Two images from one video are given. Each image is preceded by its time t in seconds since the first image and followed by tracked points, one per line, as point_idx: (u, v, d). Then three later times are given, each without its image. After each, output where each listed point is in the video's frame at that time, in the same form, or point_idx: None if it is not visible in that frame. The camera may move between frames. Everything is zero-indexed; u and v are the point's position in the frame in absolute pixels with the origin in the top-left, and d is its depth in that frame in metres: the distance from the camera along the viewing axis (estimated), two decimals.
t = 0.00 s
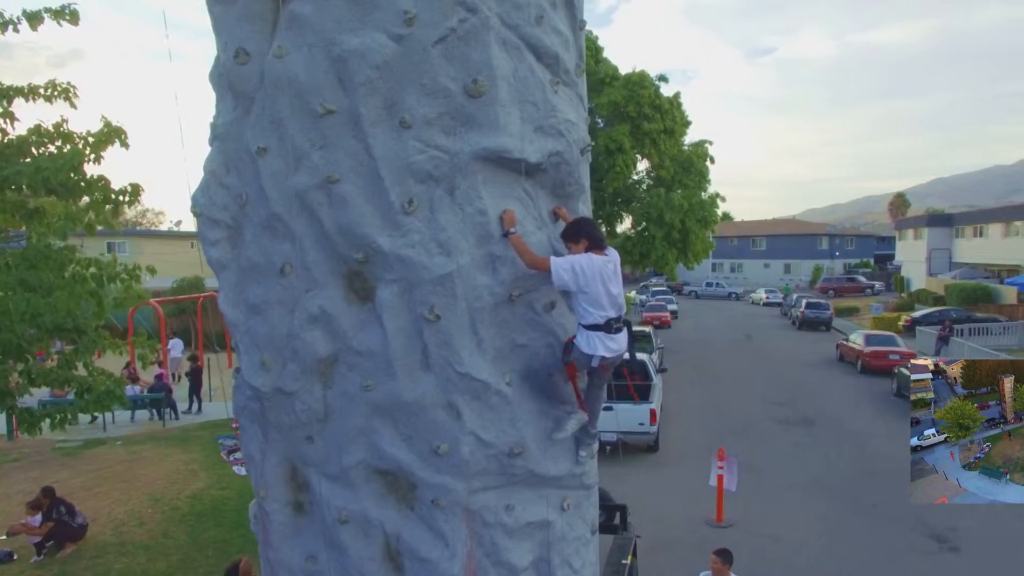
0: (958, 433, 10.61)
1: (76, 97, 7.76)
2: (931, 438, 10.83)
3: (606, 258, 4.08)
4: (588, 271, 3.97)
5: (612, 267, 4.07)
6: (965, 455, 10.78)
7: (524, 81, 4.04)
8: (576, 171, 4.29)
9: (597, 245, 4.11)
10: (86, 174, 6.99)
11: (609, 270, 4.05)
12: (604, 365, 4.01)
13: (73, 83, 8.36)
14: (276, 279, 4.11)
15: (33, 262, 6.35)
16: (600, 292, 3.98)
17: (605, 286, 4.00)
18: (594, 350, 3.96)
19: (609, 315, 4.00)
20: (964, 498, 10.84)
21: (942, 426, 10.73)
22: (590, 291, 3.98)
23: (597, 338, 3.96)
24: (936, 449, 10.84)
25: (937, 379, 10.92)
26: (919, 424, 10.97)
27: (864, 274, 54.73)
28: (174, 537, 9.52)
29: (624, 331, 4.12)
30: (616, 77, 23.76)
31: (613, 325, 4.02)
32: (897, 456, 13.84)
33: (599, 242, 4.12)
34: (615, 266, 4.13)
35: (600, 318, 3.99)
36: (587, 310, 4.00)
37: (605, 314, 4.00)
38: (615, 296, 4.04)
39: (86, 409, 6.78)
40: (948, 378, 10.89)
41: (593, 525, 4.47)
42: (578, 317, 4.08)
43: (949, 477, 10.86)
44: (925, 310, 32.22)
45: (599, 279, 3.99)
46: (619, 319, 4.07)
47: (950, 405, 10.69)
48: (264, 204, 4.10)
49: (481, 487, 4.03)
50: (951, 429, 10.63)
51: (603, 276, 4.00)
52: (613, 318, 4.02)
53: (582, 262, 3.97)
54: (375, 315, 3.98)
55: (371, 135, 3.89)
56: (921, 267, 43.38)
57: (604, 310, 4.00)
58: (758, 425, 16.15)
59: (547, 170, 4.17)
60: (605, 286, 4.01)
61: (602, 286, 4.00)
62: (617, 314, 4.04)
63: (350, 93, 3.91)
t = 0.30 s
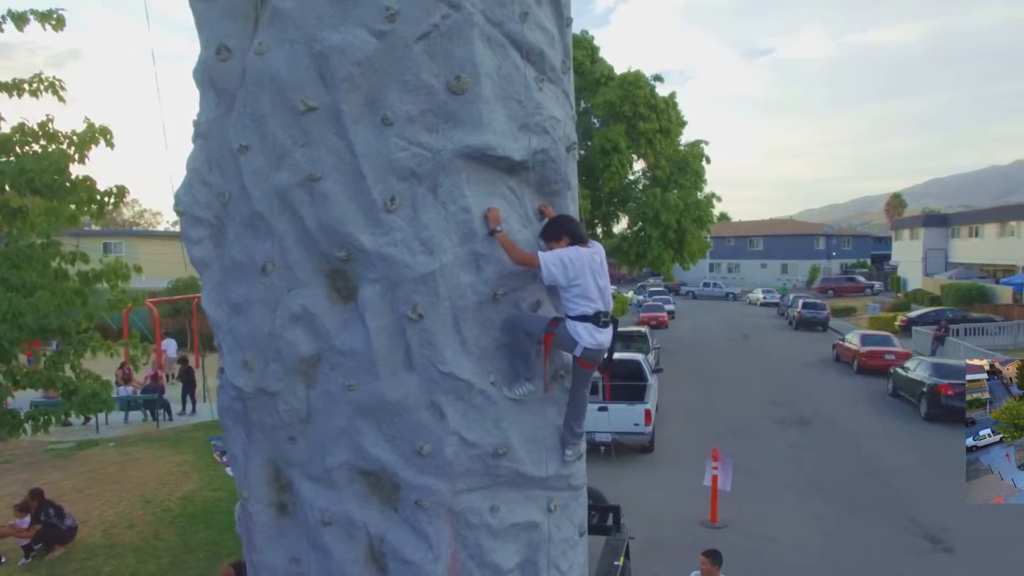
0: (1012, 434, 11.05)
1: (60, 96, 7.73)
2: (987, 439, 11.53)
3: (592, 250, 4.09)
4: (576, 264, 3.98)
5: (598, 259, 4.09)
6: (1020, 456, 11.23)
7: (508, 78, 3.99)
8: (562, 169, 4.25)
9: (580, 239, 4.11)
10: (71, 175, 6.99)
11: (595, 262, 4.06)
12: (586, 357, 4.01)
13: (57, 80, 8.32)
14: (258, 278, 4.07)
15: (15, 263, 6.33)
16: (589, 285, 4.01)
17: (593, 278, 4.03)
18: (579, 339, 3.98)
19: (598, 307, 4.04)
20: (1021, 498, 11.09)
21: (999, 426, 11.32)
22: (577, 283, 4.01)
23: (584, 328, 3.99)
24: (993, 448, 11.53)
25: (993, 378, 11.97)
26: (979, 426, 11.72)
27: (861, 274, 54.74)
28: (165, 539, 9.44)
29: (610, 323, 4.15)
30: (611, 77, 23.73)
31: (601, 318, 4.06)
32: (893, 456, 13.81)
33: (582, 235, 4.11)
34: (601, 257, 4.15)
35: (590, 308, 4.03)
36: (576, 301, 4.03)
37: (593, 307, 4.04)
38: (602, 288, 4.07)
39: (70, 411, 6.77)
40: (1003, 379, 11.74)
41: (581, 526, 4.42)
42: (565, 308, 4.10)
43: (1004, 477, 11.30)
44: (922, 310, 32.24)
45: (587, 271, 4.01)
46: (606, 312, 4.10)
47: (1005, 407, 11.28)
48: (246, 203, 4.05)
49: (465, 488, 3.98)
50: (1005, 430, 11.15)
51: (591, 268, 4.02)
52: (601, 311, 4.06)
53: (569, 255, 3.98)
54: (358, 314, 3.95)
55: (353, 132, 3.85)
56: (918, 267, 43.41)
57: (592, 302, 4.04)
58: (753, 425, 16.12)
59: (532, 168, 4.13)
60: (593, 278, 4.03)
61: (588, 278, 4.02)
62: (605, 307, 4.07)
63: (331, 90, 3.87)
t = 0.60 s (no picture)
0: None
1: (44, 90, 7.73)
2: None
3: (579, 249, 4.07)
4: (561, 260, 3.96)
5: (584, 258, 4.06)
6: None
7: (492, 72, 3.96)
8: (547, 164, 4.22)
9: (567, 236, 4.09)
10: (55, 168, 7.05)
11: (580, 261, 4.04)
12: (564, 353, 4.00)
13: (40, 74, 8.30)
14: (241, 274, 4.04)
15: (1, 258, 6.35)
16: (572, 282, 3.99)
17: (575, 276, 4.00)
18: (557, 335, 3.96)
19: (578, 305, 4.01)
20: None
21: None
22: (560, 279, 3.97)
23: (562, 325, 3.96)
24: None
25: None
26: None
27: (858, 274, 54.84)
28: (157, 539, 9.37)
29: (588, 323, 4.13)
30: (607, 77, 23.73)
31: (580, 316, 4.03)
32: (888, 455, 13.79)
33: (569, 233, 4.10)
34: (585, 256, 4.14)
35: (569, 306, 4.00)
36: (556, 297, 4.00)
37: (573, 305, 4.01)
38: (585, 287, 4.05)
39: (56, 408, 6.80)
40: None
41: (569, 524, 4.39)
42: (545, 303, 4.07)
43: None
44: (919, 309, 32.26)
45: (570, 270, 3.98)
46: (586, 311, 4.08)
47: None
48: (229, 198, 4.01)
49: (450, 485, 3.94)
50: None
51: (575, 267, 4.00)
52: (580, 309, 4.03)
53: (555, 251, 3.96)
54: (341, 310, 3.92)
55: (335, 127, 3.82)
56: (915, 267, 43.47)
57: (572, 300, 4.01)
58: (748, 425, 16.12)
59: (516, 163, 4.10)
60: (575, 277, 4.01)
61: (572, 276, 3.99)
62: (585, 305, 4.04)
63: (313, 85, 3.83)
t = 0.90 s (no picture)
0: None
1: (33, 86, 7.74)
2: None
3: (572, 233, 4.07)
4: (554, 242, 3.96)
5: (575, 242, 4.08)
6: None
7: (482, 65, 3.95)
8: (538, 158, 4.20)
9: (567, 219, 4.08)
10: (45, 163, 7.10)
11: (573, 245, 4.05)
12: (551, 332, 4.00)
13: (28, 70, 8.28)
14: (230, 267, 4.03)
15: None
16: (561, 264, 4.00)
17: (565, 259, 4.01)
18: (545, 315, 3.96)
19: (564, 285, 4.03)
20: None
21: None
22: (550, 260, 3.98)
23: (549, 305, 3.98)
24: None
25: None
26: None
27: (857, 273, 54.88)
28: (151, 537, 9.32)
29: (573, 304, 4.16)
30: (604, 76, 23.73)
31: (565, 295, 4.06)
32: (883, 453, 13.80)
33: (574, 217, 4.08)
34: (579, 240, 4.14)
35: (555, 286, 4.01)
36: (543, 277, 4.02)
37: (559, 285, 4.03)
38: (573, 270, 4.07)
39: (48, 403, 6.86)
40: None
41: (561, 520, 4.38)
42: (531, 282, 4.08)
43: None
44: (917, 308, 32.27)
45: (562, 252, 3.99)
46: (572, 293, 4.11)
47: None
48: (218, 191, 4.00)
49: (440, 479, 3.92)
50: None
51: (567, 250, 4.01)
52: (566, 288, 4.06)
53: (550, 232, 3.96)
54: (331, 303, 3.91)
55: (324, 119, 3.81)
56: (913, 266, 43.52)
57: (559, 281, 4.03)
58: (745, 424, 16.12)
59: (506, 156, 4.09)
60: (565, 258, 4.02)
61: (562, 258, 4.00)
62: (571, 285, 4.07)
63: (302, 77, 3.83)
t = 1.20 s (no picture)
0: None
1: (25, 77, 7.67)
2: None
3: (561, 221, 4.10)
4: (545, 228, 4.00)
5: (565, 229, 4.11)
6: None
7: (475, 57, 3.94)
8: (531, 150, 4.20)
9: (559, 207, 4.11)
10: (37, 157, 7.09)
11: (564, 231, 4.09)
12: (545, 318, 4.07)
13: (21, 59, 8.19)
14: (223, 259, 4.02)
15: None
16: (553, 250, 4.04)
17: (555, 245, 4.04)
18: (538, 301, 4.03)
19: (555, 270, 4.08)
20: None
21: None
22: (541, 246, 4.02)
23: (541, 291, 4.04)
24: None
25: None
26: None
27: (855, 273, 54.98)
28: (146, 533, 9.28)
29: (564, 289, 4.21)
30: (602, 74, 23.72)
31: (556, 280, 4.12)
32: (880, 451, 13.81)
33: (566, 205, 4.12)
34: (570, 226, 4.18)
35: (546, 271, 4.05)
36: (533, 264, 4.05)
37: (551, 269, 4.07)
38: (564, 256, 4.10)
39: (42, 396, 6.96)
40: None
41: (555, 513, 4.37)
42: (521, 269, 4.12)
43: None
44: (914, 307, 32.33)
45: (553, 238, 4.03)
46: (563, 278, 4.16)
47: None
48: (210, 182, 4.00)
49: (433, 471, 3.92)
50: None
51: (559, 237, 4.05)
52: (556, 274, 4.11)
53: (541, 219, 4.00)
54: (323, 295, 3.90)
55: (317, 111, 3.82)
56: (911, 266, 43.60)
57: (550, 266, 4.07)
58: (741, 422, 16.12)
59: (499, 149, 4.07)
60: (556, 244, 4.05)
61: (553, 244, 4.04)
62: (562, 270, 4.12)
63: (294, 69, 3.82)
